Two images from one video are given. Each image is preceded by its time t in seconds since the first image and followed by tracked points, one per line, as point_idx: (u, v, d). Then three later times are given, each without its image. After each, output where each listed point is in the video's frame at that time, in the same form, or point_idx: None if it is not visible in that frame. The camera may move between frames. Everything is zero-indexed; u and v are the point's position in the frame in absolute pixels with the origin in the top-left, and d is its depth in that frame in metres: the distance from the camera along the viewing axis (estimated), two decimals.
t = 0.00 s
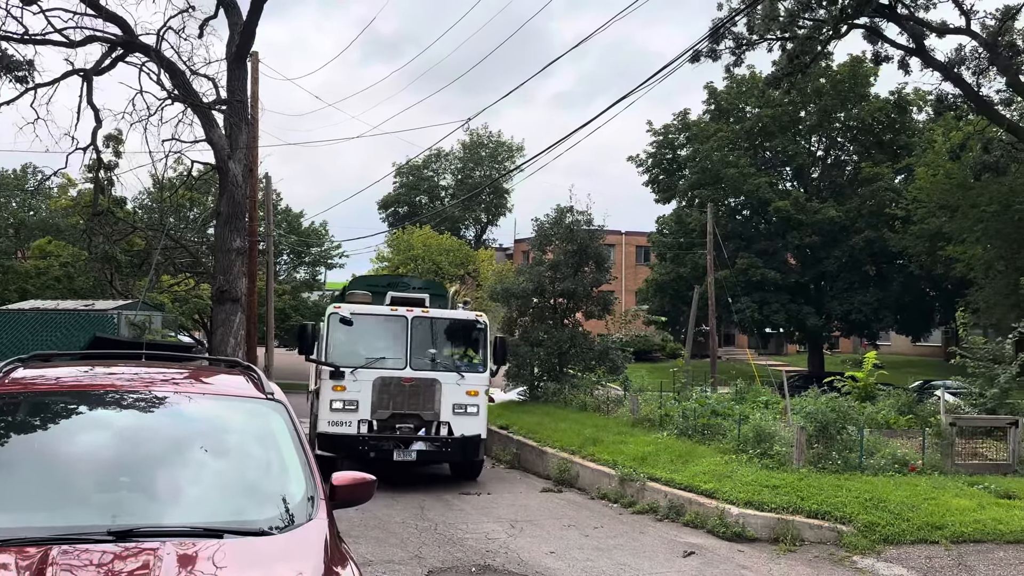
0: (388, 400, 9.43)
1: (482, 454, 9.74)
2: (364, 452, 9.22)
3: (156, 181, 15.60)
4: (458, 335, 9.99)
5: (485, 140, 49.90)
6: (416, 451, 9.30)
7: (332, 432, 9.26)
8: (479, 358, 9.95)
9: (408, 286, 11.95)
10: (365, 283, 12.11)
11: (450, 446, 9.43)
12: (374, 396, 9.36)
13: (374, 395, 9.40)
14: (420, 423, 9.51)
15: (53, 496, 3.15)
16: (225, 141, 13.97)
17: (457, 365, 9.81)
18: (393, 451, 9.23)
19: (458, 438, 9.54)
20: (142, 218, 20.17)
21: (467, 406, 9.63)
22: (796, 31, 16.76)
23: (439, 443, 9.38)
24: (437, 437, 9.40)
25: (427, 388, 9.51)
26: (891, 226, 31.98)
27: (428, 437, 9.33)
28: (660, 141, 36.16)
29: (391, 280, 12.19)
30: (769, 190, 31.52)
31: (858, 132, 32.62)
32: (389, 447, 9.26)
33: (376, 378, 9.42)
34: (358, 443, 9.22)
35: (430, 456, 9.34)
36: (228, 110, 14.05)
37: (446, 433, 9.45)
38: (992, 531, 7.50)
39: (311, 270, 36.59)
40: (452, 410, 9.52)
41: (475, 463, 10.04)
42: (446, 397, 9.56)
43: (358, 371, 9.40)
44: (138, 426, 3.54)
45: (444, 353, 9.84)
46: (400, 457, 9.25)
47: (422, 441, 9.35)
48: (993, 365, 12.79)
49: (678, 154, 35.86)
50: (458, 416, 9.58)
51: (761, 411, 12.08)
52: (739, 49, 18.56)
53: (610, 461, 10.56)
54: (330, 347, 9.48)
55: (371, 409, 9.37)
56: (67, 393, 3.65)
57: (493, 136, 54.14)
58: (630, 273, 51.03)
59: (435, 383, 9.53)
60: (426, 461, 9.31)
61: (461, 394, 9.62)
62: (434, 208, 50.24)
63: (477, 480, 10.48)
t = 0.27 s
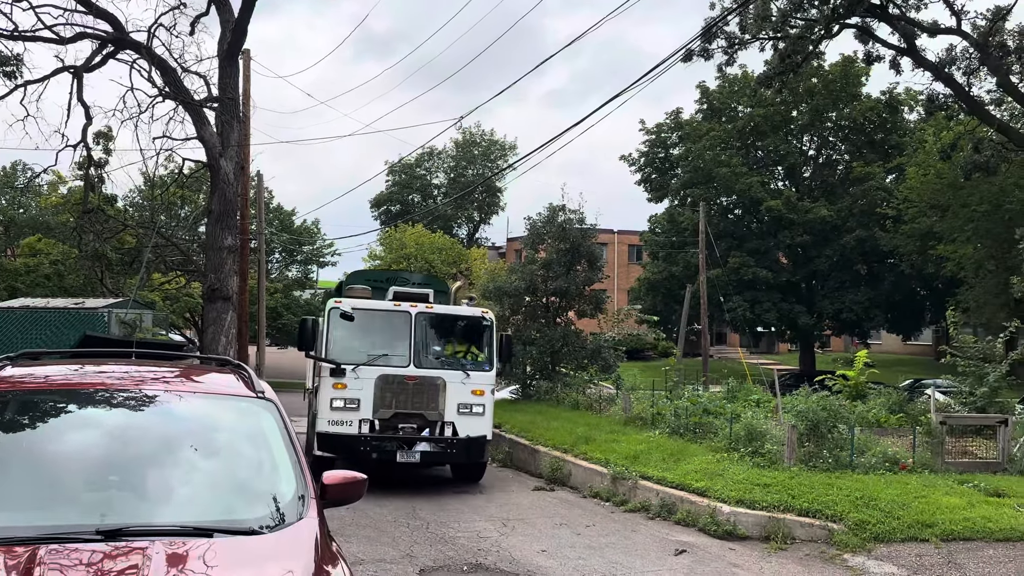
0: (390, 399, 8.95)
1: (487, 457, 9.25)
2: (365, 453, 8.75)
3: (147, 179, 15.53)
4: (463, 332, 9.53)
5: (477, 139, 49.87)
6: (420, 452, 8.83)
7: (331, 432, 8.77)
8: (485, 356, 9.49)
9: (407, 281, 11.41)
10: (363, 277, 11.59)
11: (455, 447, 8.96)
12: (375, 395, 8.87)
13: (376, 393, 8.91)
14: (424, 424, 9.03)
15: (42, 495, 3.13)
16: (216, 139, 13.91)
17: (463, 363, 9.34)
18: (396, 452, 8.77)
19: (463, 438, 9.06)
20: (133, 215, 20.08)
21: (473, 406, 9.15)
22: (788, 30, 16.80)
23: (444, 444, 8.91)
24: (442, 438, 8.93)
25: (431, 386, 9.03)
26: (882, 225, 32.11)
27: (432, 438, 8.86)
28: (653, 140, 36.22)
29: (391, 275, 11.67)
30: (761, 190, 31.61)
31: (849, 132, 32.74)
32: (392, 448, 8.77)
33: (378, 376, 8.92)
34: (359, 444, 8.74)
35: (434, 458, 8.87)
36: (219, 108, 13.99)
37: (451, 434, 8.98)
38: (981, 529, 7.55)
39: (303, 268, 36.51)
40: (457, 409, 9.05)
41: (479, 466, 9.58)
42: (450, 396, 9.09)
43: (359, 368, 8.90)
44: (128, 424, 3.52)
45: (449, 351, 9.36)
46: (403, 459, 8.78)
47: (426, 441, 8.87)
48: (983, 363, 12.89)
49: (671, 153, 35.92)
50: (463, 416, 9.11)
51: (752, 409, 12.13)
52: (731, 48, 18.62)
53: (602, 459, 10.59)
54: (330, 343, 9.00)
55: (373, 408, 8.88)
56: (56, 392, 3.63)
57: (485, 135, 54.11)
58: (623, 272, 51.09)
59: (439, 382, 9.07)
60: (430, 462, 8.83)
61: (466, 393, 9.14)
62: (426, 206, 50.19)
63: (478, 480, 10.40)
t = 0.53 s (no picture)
0: (393, 402, 8.55)
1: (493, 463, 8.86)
2: (366, 459, 8.34)
3: (138, 177, 15.46)
4: (469, 332, 9.17)
5: (470, 137, 49.84)
6: (424, 458, 8.44)
7: (332, 436, 8.39)
8: (491, 358, 9.13)
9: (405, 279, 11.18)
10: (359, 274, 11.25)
11: (460, 453, 8.57)
12: (377, 398, 8.49)
13: (377, 396, 8.53)
14: (428, 428, 8.64)
15: (31, 495, 3.11)
16: (208, 137, 13.86)
17: (469, 365, 8.99)
18: (399, 458, 8.38)
19: (468, 444, 8.67)
20: (124, 214, 19.98)
21: (479, 410, 8.77)
22: (780, 30, 16.84)
23: (449, 450, 8.52)
24: (447, 443, 8.55)
25: (435, 389, 8.66)
26: (873, 225, 32.24)
27: (437, 444, 8.48)
28: (645, 140, 36.27)
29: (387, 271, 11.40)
30: (753, 189, 31.71)
31: (841, 131, 32.85)
32: (395, 454, 8.39)
33: (380, 378, 8.56)
34: (361, 449, 8.34)
35: (439, 464, 8.48)
36: (211, 106, 13.94)
37: (456, 439, 8.60)
38: (972, 528, 7.60)
39: (295, 267, 36.43)
40: (462, 413, 8.66)
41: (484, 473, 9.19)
42: (456, 400, 8.71)
43: (361, 369, 8.54)
44: (118, 423, 3.51)
45: (454, 351, 9.02)
46: (406, 465, 8.38)
47: (430, 447, 8.49)
48: (974, 362, 12.99)
49: (663, 153, 35.99)
50: (469, 420, 8.72)
51: (744, 408, 12.17)
52: (724, 48, 18.66)
53: (594, 458, 10.60)
54: (330, 344, 8.62)
55: (375, 412, 8.50)
56: (46, 391, 3.61)
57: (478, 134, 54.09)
58: (615, 271, 51.15)
59: (443, 385, 8.69)
60: (434, 469, 8.45)
61: (472, 396, 8.77)
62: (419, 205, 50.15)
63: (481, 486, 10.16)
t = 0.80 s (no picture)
0: (397, 404, 8.29)
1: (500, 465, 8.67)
2: (370, 462, 8.07)
3: (130, 176, 15.40)
4: (474, 330, 8.95)
5: (463, 137, 49.80)
6: (430, 461, 8.21)
7: (333, 439, 8.11)
8: (497, 357, 8.90)
9: (406, 276, 11.11)
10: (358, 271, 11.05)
11: (467, 456, 8.35)
12: (381, 399, 8.23)
13: (381, 397, 8.26)
14: (433, 430, 8.41)
15: (23, 495, 3.09)
16: (200, 136, 13.82)
17: (474, 364, 8.76)
18: (404, 462, 8.13)
19: (475, 446, 8.45)
20: (116, 212, 19.90)
21: (485, 410, 8.55)
22: (773, 30, 16.88)
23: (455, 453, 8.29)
24: (453, 446, 8.33)
25: (441, 390, 8.42)
26: (865, 225, 32.37)
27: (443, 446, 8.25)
28: (638, 140, 36.32)
29: (384, 267, 11.25)
30: (745, 189, 31.79)
31: (833, 132, 32.96)
32: (399, 458, 8.14)
33: (384, 378, 8.29)
34: (365, 452, 8.07)
35: (445, 467, 8.25)
36: (203, 104, 13.89)
37: (462, 442, 8.38)
38: (963, 527, 7.64)
39: (288, 266, 36.35)
40: (468, 415, 8.44)
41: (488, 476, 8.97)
42: (462, 400, 8.49)
43: (363, 369, 8.26)
44: (110, 423, 3.49)
45: (460, 351, 8.79)
46: (412, 469, 8.13)
47: (435, 450, 8.26)
48: (965, 362, 13.06)
49: (656, 153, 36.05)
50: (476, 422, 8.50)
51: (736, 408, 12.21)
52: (716, 48, 18.70)
53: (588, 458, 10.61)
54: (331, 342, 8.34)
55: (378, 413, 8.24)
56: (37, 390, 3.58)
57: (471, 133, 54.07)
58: (608, 270, 51.22)
59: (449, 385, 8.45)
60: (440, 472, 8.23)
61: (479, 397, 8.55)
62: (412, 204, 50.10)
63: (486, 490, 9.95)
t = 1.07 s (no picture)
0: (401, 407, 8.12)
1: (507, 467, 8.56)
2: (374, 467, 7.98)
3: (122, 175, 15.33)
4: (479, 328, 8.84)
5: (457, 136, 49.74)
6: (436, 466, 8.10)
7: (336, 443, 7.95)
8: (503, 357, 8.79)
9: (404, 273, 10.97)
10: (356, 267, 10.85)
11: (474, 460, 8.24)
12: (384, 402, 8.07)
13: (383, 399, 8.10)
14: (438, 433, 8.27)
15: (15, 494, 3.08)
16: (192, 134, 13.77)
17: (480, 364, 8.64)
18: (410, 467, 8.03)
19: (482, 449, 8.34)
20: (107, 211, 19.80)
21: (493, 412, 8.43)
22: (766, 31, 16.93)
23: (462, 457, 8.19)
24: (460, 449, 8.20)
25: (445, 391, 8.27)
26: (857, 225, 32.49)
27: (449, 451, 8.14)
28: (632, 140, 36.36)
29: (381, 263, 11.08)
30: (738, 189, 31.87)
31: (826, 132, 33.08)
32: (405, 463, 8.04)
33: (386, 380, 8.12)
34: (369, 457, 7.97)
35: (451, 472, 8.15)
36: (196, 103, 13.84)
37: (469, 445, 8.26)
38: (955, 526, 7.68)
39: (280, 266, 36.25)
40: (476, 417, 8.31)
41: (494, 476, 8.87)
42: (468, 402, 8.35)
43: (365, 370, 8.10)
44: (102, 423, 3.48)
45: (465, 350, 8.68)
46: (418, 474, 8.04)
47: (442, 454, 8.12)
48: (956, 362, 13.13)
49: (649, 152, 36.10)
50: (483, 424, 8.37)
51: (729, 407, 12.24)
52: (710, 49, 18.75)
53: (581, 457, 10.62)
54: (331, 342, 8.20)
55: (382, 416, 8.07)
56: (29, 389, 3.57)
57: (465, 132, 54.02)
58: (602, 270, 51.27)
59: (455, 387, 8.30)
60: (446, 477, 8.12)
61: (486, 398, 8.42)
62: (405, 204, 50.03)
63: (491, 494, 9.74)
